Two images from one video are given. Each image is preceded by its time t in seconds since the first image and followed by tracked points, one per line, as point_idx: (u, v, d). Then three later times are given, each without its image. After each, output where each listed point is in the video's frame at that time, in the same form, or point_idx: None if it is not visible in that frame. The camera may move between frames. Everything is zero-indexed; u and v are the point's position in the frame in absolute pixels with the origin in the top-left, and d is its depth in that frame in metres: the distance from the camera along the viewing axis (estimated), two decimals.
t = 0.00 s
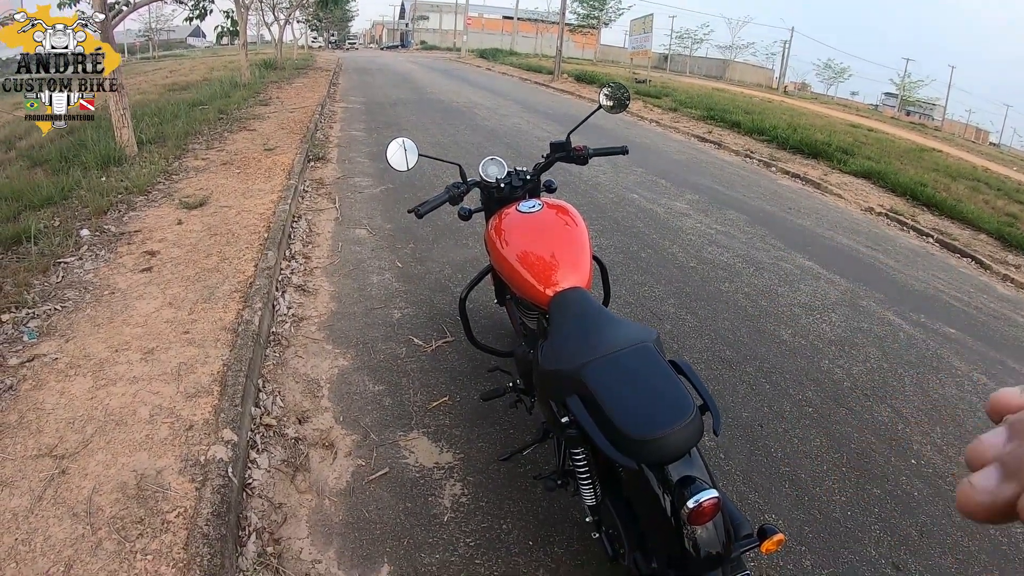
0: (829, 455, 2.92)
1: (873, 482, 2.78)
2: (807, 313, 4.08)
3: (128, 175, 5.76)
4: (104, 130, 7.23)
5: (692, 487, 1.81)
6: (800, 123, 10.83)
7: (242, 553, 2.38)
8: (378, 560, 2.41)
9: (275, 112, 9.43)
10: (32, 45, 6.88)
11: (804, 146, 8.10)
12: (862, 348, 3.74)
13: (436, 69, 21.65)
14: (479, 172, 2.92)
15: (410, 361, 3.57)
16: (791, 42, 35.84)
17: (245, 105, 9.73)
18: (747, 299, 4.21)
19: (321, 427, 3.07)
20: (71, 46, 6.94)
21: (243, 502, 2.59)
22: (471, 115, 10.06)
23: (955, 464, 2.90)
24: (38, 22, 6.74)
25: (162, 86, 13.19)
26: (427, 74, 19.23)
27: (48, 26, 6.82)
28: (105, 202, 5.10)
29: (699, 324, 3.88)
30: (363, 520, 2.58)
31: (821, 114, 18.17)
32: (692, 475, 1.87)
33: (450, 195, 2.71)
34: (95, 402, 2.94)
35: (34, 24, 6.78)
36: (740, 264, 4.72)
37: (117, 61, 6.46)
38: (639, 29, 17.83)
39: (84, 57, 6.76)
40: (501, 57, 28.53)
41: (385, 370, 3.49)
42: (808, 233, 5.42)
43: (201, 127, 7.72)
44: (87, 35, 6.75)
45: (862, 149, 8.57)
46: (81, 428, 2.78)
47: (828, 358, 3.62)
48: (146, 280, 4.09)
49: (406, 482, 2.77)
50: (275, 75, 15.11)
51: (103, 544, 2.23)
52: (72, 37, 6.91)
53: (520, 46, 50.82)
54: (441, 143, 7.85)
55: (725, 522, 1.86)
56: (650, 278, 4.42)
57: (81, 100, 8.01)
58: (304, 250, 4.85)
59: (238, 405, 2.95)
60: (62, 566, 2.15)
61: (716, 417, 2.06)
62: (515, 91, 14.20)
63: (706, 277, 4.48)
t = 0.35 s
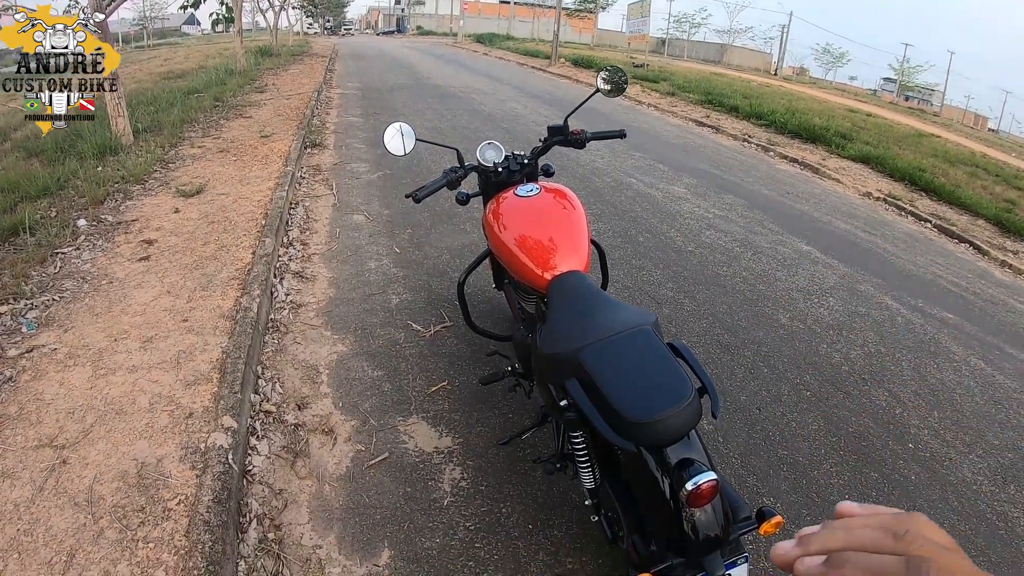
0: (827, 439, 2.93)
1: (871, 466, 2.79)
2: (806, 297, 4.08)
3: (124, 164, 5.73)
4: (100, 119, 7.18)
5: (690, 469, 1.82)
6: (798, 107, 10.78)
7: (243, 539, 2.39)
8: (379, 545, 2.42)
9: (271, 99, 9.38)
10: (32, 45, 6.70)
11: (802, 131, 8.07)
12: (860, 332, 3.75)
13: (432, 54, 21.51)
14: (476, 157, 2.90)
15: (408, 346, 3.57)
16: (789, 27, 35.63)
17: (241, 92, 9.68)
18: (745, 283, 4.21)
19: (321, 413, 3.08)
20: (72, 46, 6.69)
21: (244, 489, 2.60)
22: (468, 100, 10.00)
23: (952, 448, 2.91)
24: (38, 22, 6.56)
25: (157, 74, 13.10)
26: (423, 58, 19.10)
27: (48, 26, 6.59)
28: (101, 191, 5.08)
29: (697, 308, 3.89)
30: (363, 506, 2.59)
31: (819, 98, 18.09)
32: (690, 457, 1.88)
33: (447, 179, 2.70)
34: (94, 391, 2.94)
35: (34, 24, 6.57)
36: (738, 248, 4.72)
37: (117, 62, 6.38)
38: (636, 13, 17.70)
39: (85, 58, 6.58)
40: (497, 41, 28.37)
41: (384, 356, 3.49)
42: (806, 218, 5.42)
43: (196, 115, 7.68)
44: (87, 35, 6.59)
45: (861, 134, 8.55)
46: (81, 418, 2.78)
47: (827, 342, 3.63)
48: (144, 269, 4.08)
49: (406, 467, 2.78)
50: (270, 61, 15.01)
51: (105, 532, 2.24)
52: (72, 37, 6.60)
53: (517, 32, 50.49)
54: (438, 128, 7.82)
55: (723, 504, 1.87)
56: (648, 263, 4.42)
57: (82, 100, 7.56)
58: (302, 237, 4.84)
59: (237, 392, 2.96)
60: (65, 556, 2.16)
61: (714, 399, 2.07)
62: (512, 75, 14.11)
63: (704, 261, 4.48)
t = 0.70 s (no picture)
0: (818, 418, 2.93)
1: (862, 444, 2.80)
2: (798, 277, 4.08)
3: (115, 151, 5.69)
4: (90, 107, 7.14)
5: (677, 444, 1.82)
6: (793, 89, 10.74)
7: (234, 520, 2.38)
8: (370, 524, 2.42)
9: (262, 84, 9.32)
10: (32, 45, 6.53)
11: (797, 112, 8.04)
12: (852, 312, 3.75)
13: (424, 37, 21.38)
14: (464, 135, 2.89)
15: (399, 327, 3.57)
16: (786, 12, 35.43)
17: (232, 77, 9.62)
18: (736, 262, 4.21)
19: (311, 394, 3.08)
20: (72, 46, 6.60)
21: (235, 470, 2.59)
22: (461, 83, 9.95)
23: (944, 428, 2.91)
24: (38, 22, 6.37)
25: (147, 60, 13.01)
26: (416, 41, 18.99)
27: (48, 26, 6.45)
28: (92, 178, 5.06)
29: (689, 287, 3.89)
30: (353, 485, 2.59)
31: (814, 80, 18.03)
32: (677, 433, 1.88)
33: (434, 157, 2.69)
34: (86, 377, 2.94)
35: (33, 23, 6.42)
36: (730, 227, 4.71)
37: (117, 62, 6.63)
38: None
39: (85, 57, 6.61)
40: (491, 23, 28.18)
41: (374, 336, 3.48)
42: (799, 198, 5.41)
43: (188, 101, 7.63)
44: (87, 34, 6.60)
45: (855, 115, 8.52)
46: (72, 403, 2.77)
47: (818, 321, 3.63)
48: (135, 254, 4.06)
49: (397, 446, 2.78)
50: (262, 46, 14.89)
51: (97, 516, 2.24)
52: (72, 37, 6.53)
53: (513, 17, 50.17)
54: (430, 111, 7.78)
55: (710, 480, 1.87)
56: (639, 243, 4.42)
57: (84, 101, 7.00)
58: (293, 220, 4.82)
59: (228, 373, 2.95)
60: (58, 540, 2.16)
61: (701, 374, 2.07)
62: (506, 57, 14.03)
63: (696, 240, 4.48)
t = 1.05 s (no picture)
0: (809, 401, 2.95)
1: (852, 428, 2.81)
2: (789, 260, 4.09)
3: (103, 137, 5.62)
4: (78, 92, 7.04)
5: (669, 426, 1.82)
6: (786, 73, 10.71)
7: (227, 506, 2.38)
8: (363, 508, 2.42)
9: (252, 68, 9.21)
10: (30, 46, 6.03)
11: (789, 96, 8.03)
12: (843, 296, 3.76)
13: (415, 19, 21.16)
14: (455, 118, 2.87)
15: (391, 311, 3.56)
16: None
17: (221, 62, 9.50)
18: (728, 246, 4.21)
19: (303, 378, 3.07)
20: (73, 47, 6.16)
21: (227, 456, 2.58)
22: (453, 66, 9.87)
23: (934, 412, 2.93)
24: (37, 22, 5.86)
25: (133, 44, 12.83)
26: (407, 24, 18.79)
27: (48, 26, 5.97)
28: (81, 164, 5.00)
29: (681, 271, 3.89)
30: (345, 470, 2.59)
31: (807, 64, 17.99)
32: (669, 415, 1.88)
33: (424, 140, 2.67)
34: (76, 365, 2.92)
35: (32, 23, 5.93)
36: (722, 211, 4.72)
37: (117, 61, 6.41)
38: None
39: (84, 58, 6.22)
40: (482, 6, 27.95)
41: (366, 320, 3.47)
42: (791, 182, 5.41)
43: (176, 86, 7.53)
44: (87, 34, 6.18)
45: (848, 100, 8.51)
46: (63, 391, 2.75)
47: (809, 305, 3.64)
48: (124, 241, 4.02)
49: (389, 430, 2.78)
50: (251, 30, 14.70)
51: (90, 505, 2.23)
52: (72, 37, 6.11)
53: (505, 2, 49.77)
54: (421, 94, 7.72)
55: (702, 462, 1.88)
56: (631, 226, 4.41)
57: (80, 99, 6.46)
58: (284, 204, 4.79)
59: (219, 359, 2.94)
60: (51, 530, 2.14)
61: (693, 356, 2.07)
62: (497, 41, 13.92)
63: (688, 224, 4.48)
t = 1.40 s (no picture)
0: (806, 383, 2.96)
1: (848, 411, 2.83)
2: (786, 244, 4.10)
3: (97, 117, 5.58)
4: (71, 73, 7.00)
5: (669, 404, 1.83)
6: (784, 58, 10.67)
7: (225, 485, 2.38)
8: (361, 487, 2.43)
9: (247, 47, 9.13)
10: (31, 45, 6.55)
11: (788, 81, 8.00)
12: (840, 280, 3.78)
13: None
14: (454, 95, 2.85)
15: (388, 289, 3.55)
16: None
17: (215, 40, 9.41)
18: (725, 228, 4.22)
19: (300, 357, 3.07)
20: (72, 47, 6.73)
21: (225, 435, 2.58)
22: (450, 46, 9.80)
23: (929, 397, 2.95)
24: (37, 21, 6.41)
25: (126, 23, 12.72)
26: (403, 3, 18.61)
27: (47, 26, 6.50)
28: (75, 145, 4.96)
29: (678, 252, 3.90)
30: (343, 448, 2.60)
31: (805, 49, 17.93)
32: (669, 393, 1.89)
33: (424, 117, 2.66)
34: (73, 345, 2.91)
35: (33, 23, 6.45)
36: (720, 194, 4.72)
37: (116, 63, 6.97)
38: None
39: (84, 56, 6.83)
40: None
41: (363, 299, 3.47)
42: (789, 167, 5.41)
43: (171, 65, 7.47)
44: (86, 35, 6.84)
45: (846, 86, 8.50)
46: (60, 371, 2.75)
47: (806, 289, 3.65)
48: (120, 220, 4.00)
49: (387, 409, 2.78)
50: (245, 8, 14.57)
51: (88, 485, 2.23)
52: (72, 37, 6.69)
53: None
54: (418, 74, 7.67)
55: (701, 441, 1.89)
56: (628, 207, 4.41)
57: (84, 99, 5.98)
58: (280, 183, 4.76)
59: (216, 338, 2.93)
60: (49, 510, 2.14)
61: (693, 334, 2.08)
62: (495, 21, 13.81)
63: (685, 206, 4.48)
